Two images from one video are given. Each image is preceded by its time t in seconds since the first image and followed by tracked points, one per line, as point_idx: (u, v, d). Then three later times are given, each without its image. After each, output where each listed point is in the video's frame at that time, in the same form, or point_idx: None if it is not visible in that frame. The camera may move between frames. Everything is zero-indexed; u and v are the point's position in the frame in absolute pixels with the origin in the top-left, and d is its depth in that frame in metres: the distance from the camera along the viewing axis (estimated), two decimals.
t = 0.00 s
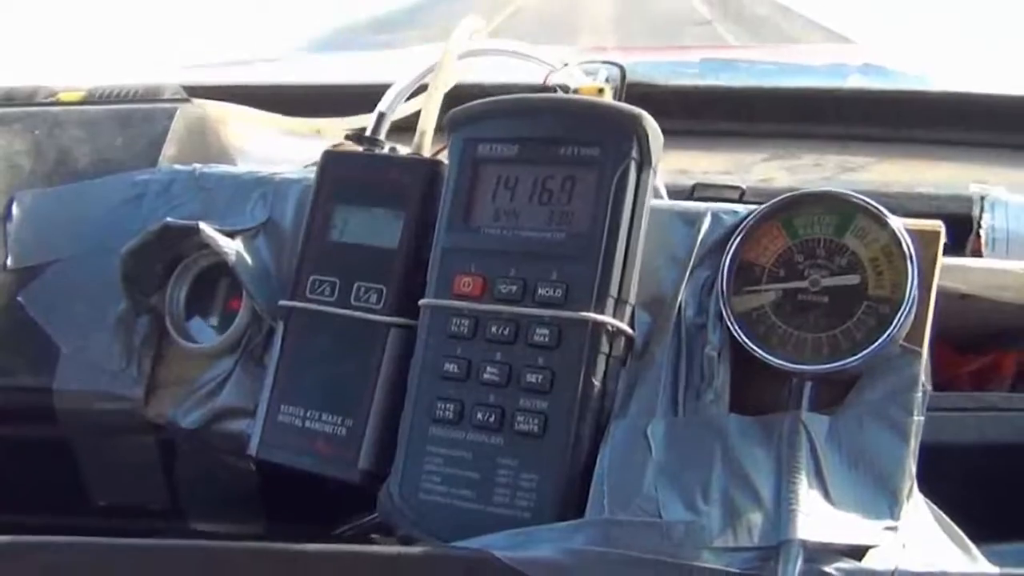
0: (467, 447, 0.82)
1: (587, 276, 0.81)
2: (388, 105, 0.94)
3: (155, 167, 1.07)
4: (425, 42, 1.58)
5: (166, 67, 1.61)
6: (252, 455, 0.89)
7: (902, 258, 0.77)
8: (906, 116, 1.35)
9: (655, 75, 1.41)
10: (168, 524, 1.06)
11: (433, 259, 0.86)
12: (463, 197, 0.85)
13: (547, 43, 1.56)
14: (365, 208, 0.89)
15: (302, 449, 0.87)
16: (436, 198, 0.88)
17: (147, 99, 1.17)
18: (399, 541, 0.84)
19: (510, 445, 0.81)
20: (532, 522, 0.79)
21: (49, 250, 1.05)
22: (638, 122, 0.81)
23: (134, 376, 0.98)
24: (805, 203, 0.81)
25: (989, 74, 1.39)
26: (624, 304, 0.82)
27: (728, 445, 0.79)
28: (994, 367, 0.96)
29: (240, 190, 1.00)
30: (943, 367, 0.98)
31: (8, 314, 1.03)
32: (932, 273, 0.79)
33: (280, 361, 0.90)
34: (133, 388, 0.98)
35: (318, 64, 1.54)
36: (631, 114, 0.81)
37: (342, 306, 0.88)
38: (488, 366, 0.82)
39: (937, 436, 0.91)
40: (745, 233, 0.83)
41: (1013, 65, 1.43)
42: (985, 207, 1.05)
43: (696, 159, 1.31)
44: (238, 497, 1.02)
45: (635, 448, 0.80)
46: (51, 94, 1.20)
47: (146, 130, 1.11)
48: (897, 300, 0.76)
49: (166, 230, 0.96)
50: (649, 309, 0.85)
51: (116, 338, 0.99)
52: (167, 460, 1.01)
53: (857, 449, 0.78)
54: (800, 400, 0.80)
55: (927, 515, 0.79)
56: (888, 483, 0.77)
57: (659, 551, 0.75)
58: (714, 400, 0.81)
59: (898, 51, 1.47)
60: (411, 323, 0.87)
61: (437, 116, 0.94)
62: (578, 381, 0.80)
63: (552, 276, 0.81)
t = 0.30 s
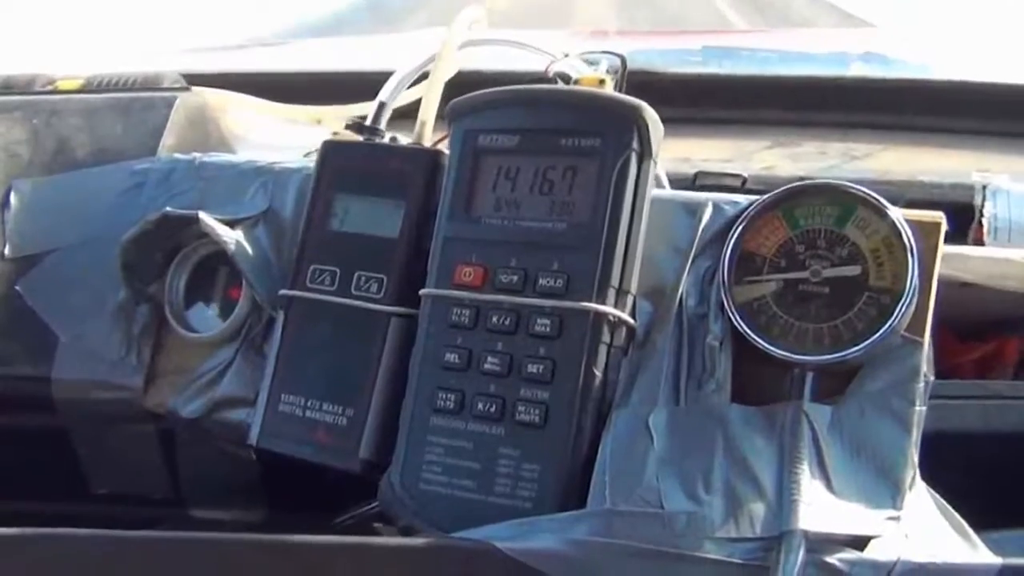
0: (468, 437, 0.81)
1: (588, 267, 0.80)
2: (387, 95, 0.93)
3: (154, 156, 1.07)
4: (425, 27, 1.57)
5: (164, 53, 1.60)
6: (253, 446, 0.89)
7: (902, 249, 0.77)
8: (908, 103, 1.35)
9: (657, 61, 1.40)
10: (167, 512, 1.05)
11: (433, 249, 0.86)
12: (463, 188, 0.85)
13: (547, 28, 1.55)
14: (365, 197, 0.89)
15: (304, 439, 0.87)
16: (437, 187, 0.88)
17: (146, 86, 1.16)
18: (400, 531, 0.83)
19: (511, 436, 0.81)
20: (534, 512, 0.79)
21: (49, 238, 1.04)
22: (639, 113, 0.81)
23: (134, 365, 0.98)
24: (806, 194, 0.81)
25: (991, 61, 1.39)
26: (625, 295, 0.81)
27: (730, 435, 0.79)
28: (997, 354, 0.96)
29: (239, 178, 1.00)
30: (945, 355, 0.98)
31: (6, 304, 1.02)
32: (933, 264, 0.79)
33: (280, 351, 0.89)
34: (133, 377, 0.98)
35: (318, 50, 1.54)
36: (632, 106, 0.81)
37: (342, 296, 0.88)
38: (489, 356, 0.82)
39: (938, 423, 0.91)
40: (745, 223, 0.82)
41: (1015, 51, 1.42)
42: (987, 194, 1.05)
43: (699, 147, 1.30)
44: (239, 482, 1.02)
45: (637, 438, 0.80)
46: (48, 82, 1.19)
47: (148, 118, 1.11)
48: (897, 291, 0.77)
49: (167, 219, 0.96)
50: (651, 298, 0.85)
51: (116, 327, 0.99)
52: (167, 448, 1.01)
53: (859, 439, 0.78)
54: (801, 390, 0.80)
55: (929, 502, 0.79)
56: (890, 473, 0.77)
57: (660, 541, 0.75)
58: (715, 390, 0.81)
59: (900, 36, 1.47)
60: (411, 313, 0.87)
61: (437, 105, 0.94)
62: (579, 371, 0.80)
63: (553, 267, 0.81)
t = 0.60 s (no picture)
0: (469, 427, 0.81)
1: (589, 256, 0.80)
2: (388, 82, 0.93)
3: (154, 146, 1.06)
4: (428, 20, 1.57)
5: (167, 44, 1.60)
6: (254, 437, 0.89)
7: (902, 238, 0.77)
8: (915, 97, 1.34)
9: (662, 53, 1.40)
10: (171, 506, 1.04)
11: (433, 238, 0.85)
12: (463, 178, 0.84)
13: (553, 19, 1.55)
14: (366, 187, 0.89)
15: (306, 430, 0.87)
16: (437, 176, 0.88)
17: (146, 75, 1.16)
18: (402, 523, 0.83)
19: (512, 425, 0.80)
20: (535, 502, 0.78)
21: (47, 228, 1.03)
22: (639, 101, 0.80)
23: (134, 355, 0.98)
24: (806, 182, 0.80)
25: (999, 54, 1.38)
26: (627, 284, 0.81)
27: (731, 424, 0.78)
28: (1004, 346, 0.95)
29: (239, 166, 0.99)
30: (953, 348, 0.97)
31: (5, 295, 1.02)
32: (933, 253, 0.79)
33: (281, 341, 0.89)
34: (133, 368, 0.97)
35: (322, 42, 1.54)
36: (632, 94, 0.80)
37: (343, 285, 0.88)
38: (490, 346, 0.82)
39: (943, 415, 0.90)
40: (745, 213, 0.82)
41: None
42: (992, 188, 1.05)
43: (705, 141, 1.30)
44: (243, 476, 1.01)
45: (639, 427, 0.79)
46: (49, 71, 1.19)
47: (147, 107, 1.11)
48: (897, 280, 0.77)
49: (166, 207, 0.95)
50: (652, 288, 0.84)
51: (116, 317, 0.99)
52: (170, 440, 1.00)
53: (861, 429, 0.78)
54: (802, 380, 0.79)
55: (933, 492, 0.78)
56: (892, 464, 0.76)
57: (661, 531, 0.74)
58: (718, 378, 0.80)
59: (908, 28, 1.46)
60: (412, 303, 0.87)
61: (438, 93, 0.94)
62: (580, 360, 0.80)
63: (554, 255, 0.81)
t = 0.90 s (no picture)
0: (471, 420, 0.81)
1: (592, 251, 0.80)
2: (390, 76, 0.92)
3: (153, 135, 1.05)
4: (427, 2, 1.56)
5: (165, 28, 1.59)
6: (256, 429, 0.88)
7: (905, 235, 0.77)
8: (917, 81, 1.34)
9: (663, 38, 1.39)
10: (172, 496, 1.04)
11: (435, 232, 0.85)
12: (464, 174, 0.84)
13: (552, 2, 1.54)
14: (367, 180, 0.88)
15: (308, 423, 0.86)
16: (438, 169, 0.88)
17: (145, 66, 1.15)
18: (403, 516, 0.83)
19: (515, 419, 0.80)
20: (536, 496, 0.78)
21: (46, 222, 1.02)
22: (642, 101, 0.80)
23: (134, 347, 0.97)
24: (808, 178, 0.80)
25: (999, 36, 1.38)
26: (629, 278, 0.81)
27: (733, 417, 0.78)
28: (1006, 332, 0.95)
29: (240, 159, 0.99)
30: (954, 336, 0.97)
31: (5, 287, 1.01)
32: (935, 247, 0.79)
33: (282, 334, 0.89)
34: (133, 360, 0.97)
35: (321, 25, 1.53)
36: (636, 92, 0.80)
37: (344, 278, 0.87)
38: (491, 340, 0.81)
39: (943, 405, 0.90)
40: (748, 207, 0.81)
41: None
42: (995, 175, 1.05)
43: (707, 127, 1.30)
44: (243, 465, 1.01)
45: (641, 421, 0.79)
46: (47, 60, 1.19)
47: (144, 98, 1.10)
48: (900, 276, 0.76)
49: (165, 199, 0.95)
50: (654, 282, 0.84)
51: (116, 309, 0.98)
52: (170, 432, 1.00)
53: (863, 422, 0.78)
54: (806, 372, 0.79)
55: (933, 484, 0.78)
56: (894, 458, 0.77)
57: (663, 523, 0.75)
58: (720, 372, 0.80)
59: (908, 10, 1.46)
60: (413, 296, 0.87)
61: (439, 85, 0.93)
62: (582, 353, 0.79)
63: (556, 251, 0.80)
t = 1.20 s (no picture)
0: (476, 426, 0.80)
1: (600, 251, 0.79)
2: (393, 76, 0.92)
3: (154, 138, 1.04)
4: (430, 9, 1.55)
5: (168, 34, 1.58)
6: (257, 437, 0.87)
7: (917, 235, 0.76)
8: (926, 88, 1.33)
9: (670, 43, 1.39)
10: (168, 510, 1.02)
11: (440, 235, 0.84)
12: (470, 175, 0.83)
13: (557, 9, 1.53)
14: (372, 181, 0.87)
15: (308, 430, 0.85)
16: (443, 170, 0.86)
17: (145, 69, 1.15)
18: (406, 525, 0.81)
19: (521, 425, 0.79)
20: (543, 504, 0.77)
21: (46, 226, 1.01)
22: (651, 95, 0.79)
23: (134, 353, 0.96)
24: (821, 177, 0.79)
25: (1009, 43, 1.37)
26: (637, 280, 0.79)
27: (743, 425, 0.77)
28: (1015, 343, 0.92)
29: (243, 161, 0.98)
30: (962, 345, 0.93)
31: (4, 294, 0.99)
32: (948, 248, 0.78)
33: (283, 339, 0.87)
34: (132, 367, 0.96)
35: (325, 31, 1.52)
36: (645, 87, 0.79)
37: (347, 282, 0.86)
38: (497, 344, 0.80)
39: (953, 414, 0.89)
40: (758, 209, 0.80)
41: None
42: (1004, 181, 1.04)
43: (712, 134, 1.29)
44: (242, 476, 0.99)
45: (649, 427, 0.78)
46: (49, 63, 1.18)
47: (147, 100, 1.10)
48: (913, 278, 0.75)
49: (167, 202, 0.94)
50: (662, 284, 0.83)
51: (115, 315, 0.97)
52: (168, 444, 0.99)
53: (874, 429, 0.76)
54: (817, 378, 0.78)
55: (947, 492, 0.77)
56: (906, 464, 0.75)
57: (670, 532, 0.73)
58: (730, 377, 0.79)
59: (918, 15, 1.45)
60: (417, 300, 0.85)
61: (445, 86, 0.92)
62: (589, 357, 0.78)
63: (563, 252, 0.79)
